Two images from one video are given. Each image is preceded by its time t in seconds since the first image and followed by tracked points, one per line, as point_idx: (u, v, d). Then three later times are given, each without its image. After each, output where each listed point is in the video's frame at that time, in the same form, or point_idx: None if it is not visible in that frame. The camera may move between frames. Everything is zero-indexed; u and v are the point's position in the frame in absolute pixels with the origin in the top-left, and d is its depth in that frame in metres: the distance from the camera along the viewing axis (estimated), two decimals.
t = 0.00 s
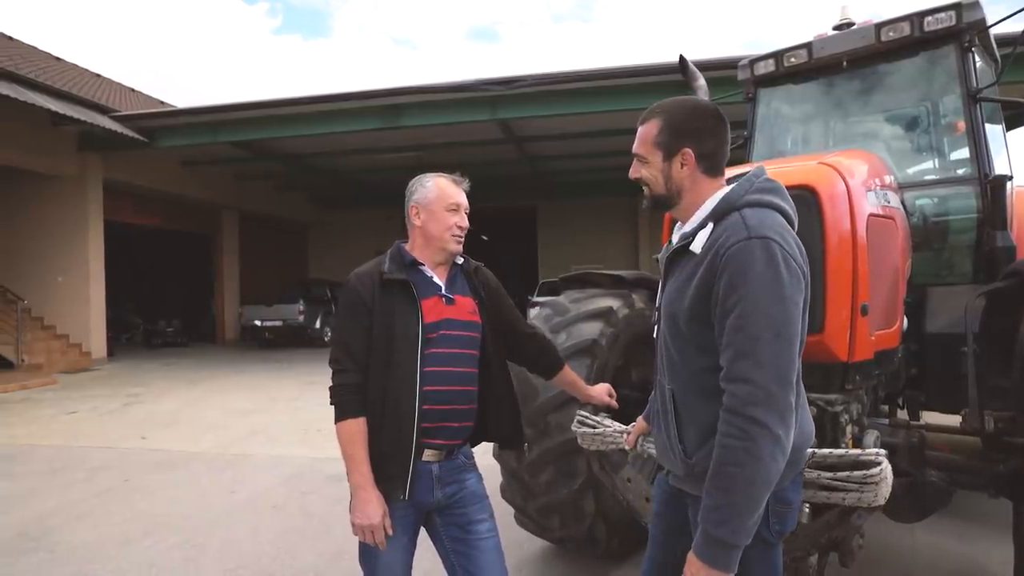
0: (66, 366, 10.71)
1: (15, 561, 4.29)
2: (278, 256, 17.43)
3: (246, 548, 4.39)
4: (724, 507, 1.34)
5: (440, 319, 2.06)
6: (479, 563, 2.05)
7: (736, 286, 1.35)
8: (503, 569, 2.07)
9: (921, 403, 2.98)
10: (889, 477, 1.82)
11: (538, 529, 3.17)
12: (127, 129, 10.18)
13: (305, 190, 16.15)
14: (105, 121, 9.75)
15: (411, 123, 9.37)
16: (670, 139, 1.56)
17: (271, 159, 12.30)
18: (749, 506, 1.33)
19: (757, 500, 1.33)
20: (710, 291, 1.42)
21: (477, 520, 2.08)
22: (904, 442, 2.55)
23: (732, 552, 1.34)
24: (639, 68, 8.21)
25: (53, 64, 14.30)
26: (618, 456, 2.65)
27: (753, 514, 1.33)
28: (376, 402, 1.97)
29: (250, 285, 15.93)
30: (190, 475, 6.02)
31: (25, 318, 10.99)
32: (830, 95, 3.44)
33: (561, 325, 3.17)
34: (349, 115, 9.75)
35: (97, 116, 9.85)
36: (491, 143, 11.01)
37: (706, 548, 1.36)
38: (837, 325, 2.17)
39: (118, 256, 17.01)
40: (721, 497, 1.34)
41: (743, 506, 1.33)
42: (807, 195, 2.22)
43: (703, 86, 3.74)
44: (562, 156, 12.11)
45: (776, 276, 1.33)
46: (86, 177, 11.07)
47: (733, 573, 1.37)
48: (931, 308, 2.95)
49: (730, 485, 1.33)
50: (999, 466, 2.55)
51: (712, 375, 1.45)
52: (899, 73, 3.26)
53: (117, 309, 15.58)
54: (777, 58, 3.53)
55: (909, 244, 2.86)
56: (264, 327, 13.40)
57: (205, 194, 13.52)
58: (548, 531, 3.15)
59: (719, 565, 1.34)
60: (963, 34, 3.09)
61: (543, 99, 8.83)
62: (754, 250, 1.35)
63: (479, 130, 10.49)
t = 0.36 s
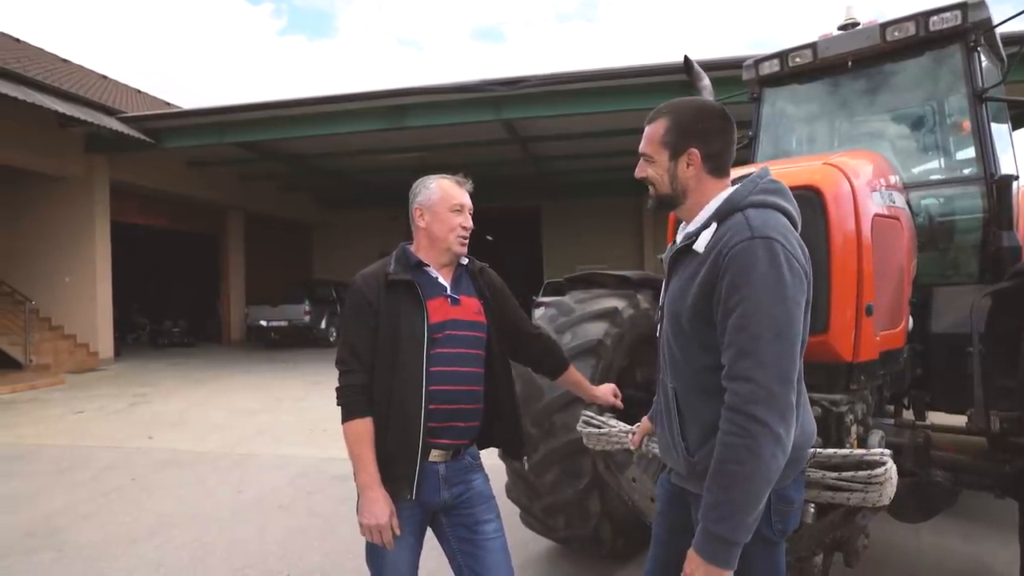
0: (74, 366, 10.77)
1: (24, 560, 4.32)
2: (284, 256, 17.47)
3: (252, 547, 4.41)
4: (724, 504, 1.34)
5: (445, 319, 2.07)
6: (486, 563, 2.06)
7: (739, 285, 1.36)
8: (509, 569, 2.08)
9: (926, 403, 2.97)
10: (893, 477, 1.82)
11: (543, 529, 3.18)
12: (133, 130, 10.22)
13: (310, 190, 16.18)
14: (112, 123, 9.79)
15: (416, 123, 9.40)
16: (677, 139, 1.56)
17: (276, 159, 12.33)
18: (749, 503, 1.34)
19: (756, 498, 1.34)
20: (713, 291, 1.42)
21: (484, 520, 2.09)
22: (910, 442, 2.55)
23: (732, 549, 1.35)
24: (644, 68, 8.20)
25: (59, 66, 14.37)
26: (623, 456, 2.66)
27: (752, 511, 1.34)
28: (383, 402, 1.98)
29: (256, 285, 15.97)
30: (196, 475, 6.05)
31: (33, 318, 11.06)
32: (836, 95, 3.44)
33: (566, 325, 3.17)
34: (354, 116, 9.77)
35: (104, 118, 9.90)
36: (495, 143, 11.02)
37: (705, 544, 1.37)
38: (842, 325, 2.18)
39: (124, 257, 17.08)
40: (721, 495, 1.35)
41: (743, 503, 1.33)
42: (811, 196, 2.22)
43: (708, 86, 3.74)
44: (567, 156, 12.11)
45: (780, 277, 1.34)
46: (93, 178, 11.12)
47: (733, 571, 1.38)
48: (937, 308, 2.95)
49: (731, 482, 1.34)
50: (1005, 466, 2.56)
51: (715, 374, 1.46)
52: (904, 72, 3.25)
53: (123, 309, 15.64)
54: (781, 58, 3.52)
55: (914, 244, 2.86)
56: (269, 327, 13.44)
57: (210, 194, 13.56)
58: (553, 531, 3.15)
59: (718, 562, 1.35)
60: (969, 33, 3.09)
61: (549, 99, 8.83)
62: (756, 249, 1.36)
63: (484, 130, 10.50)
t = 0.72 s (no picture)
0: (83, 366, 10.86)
1: (32, 558, 4.35)
2: (291, 257, 17.53)
3: (258, 546, 4.43)
4: (724, 501, 1.34)
5: (448, 320, 2.07)
6: (488, 563, 2.06)
7: (741, 283, 1.34)
8: (511, 569, 2.08)
9: (933, 403, 2.96)
10: (897, 478, 1.81)
11: (547, 529, 3.18)
12: (142, 132, 10.28)
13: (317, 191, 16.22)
14: (120, 125, 9.86)
15: (422, 124, 9.41)
16: (686, 136, 1.53)
17: (283, 159, 12.36)
18: (748, 500, 1.33)
19: (756, 496, 1.33)
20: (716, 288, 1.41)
21: (486, 520, 2.10)
22: (915, 442, 2.52)
23: (731, 547, 1.35)
24: (650, 68, 8.17)
25: (69, 68, 14.46)
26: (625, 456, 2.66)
27: (752, 509, 1.34)
28: (385, 402, 1.99)
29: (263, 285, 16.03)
30: (204, 474, 6.08)
31: (43, 318, 11.14)
32: (842, 93, 3.42)
33: (570, 326, 3.17)
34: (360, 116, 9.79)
35: (112, 119, 9.96)
36: (502, 143, 11.02)
37: (705, 542, 1.36)
38: (846, 325, 2.16)
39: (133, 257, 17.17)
40: (721, 492, 1.34)
41: (742, 500, 1.33)
42: (816, 195, 2.21)
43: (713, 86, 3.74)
44: (573, 156, 12.10)
45: (783, 276, 1.32)
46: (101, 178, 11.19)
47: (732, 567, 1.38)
48: (944, 308, 2.93)
49: (731, 479, 1.33)
50: (1012, 467, 2.55)
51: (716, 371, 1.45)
52: (912, 71, 3.23)
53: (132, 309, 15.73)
54: (787, 57, 3.52)
55: (921, 243, 2.84)
56: (276, 327, 13.48)
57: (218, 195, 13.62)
58: (557, 531, 3.15)
59: (717, 560, 1.35)
60: (977, 31, 3.07)
61: (555, 99, 8.82)
62: (760, 248, 1.34)
63: (490, 131, 10.50)
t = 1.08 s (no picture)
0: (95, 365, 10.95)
1: (41, 557, 4.36)
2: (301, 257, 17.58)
3: (265, 545, 4.44)
4: (723, 505, 1.31)
5: (449, 320, 2.06)
6: (488, 566, 2.04)
7: (744, 283, 1.31)
8: (511, 571, 2.06)
9: (944, 404, 2.92)
10: (904, 481, 1.77)
11: (551, 530, 3.15)
12: (152, 133, 10.34)
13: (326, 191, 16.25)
14: (130, 126, 9.91)
15: (429, 124, 9.39)
16: (689, 134, 1.50)
17: (292, 160, 12.40)
18: (748, 504, 1.30)
19: (757, 500, 1.30)
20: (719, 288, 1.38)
21: (487, 522, 2.08)
22: (925, 445, 2.48)
23: (730, 551, 1.32)
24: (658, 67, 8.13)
25: (80, 71, 14.56)
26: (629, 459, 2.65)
27: (752, 513, 1.31)
28: (385, 404, 1.98)
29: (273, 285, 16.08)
30: (212, 473, 6.10)
31: (55, 318, 11.23)
32: (854, 90, 3.38)
33: (575, 326, 3.15)
34: (369, 117, 9.78)
35: (123, 121, 10.01)
36: (509, 143, 11.00)
37: (703, 546, 1.34)
38: (853, 325, 2.13)
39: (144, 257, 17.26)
40: (721, 496, 1.32)
41: (742, 504, 1.30)
42: (823, 194, 2.18)
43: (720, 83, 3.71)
44: (581, 156, 12.07)
45: (787, 276, 1.29)
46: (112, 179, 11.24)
47: (731, 573, 1.35)
48: (956, 308, 2.89)
49: (730, 482, 1.31)
50: None
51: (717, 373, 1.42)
52: (926, 66, 3.19)
53: (143, 309, 15.82)
54: (795, 54, 3.48)
55: (931, 242, 2.81)
56: (285, 328, 13.52)
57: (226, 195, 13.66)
58: (561, 532, 3.12)
59: (715, 565, 1.32)
60: (991, 25, 3.01)
61: (561, 99, 8.79)
62: (764, 247, 1.31)
63: (498, 130, 10.49)
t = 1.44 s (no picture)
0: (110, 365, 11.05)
1: (52, 556, 4.38)
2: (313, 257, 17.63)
3: (272, 546, 4.43)
4: (731, 518, 1.27)
5: (449, 323, 2.03)
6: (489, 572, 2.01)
7: (746, 288, 1.27)
8: None
9: (962, 408, 2.86)
10: (916, 491, 1.72)
11: (558, 534, 3.12)
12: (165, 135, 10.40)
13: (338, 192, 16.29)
14: (144, 128, 9.97)
15: (439, 124, 9.37)
16: (684, 136, 1.46)
17: (304, 161, 12.43)
18: (757, 516, 1.26)
19: (766, 512, 1.26)
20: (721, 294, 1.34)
21: (488, 528, 2.04)
22: (940, 450, 2.47)
23: (738, 565, 1.28)
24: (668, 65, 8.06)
25: (95, 73, 14.69)
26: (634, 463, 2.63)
27: (762, 526, 1.27)
28: (384, 407, 1.95)
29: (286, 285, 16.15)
30: (223, 473, 6.11)
31: (71, 318, 11.36)
32: (870, 87, 3.30)
33: (582, 327, 3.12)
34: (379, 117, 9.78)
35: (136, 123, 10.08)
36: (519, 142, 10.97)
37: (712, 560, 1.30)
38: (864, 327, 2.07)
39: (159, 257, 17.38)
40: (728, 509, 1.27)
41: (751, 517, 1.26)
42: (832, 193, 2.13)
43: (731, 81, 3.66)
44: (592, 155, 12.02)
45: (791, 279, 1.25)
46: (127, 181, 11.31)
47: None
48: (974, 308, 2.81)
49: (737, 494, 1.27)
50: None
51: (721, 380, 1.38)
52: (945, 62, 3.12)
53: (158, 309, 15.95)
54: (808, 50, 3.43)
55: (947, 243, 2.73)
56: (297, 328, 13.57)
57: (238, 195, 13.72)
58: (568, 536, 3.08)
59: None
60: (1010, 19, 2.93)
61: (570, 98, 8.74)
62: (766, 250, 1.27)
63: (508, 130, 10.45)
